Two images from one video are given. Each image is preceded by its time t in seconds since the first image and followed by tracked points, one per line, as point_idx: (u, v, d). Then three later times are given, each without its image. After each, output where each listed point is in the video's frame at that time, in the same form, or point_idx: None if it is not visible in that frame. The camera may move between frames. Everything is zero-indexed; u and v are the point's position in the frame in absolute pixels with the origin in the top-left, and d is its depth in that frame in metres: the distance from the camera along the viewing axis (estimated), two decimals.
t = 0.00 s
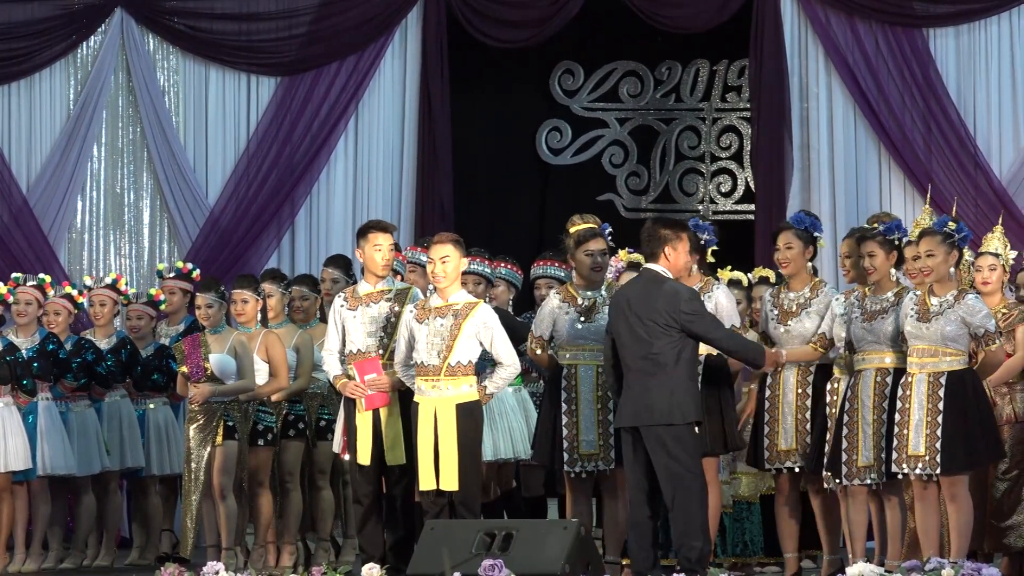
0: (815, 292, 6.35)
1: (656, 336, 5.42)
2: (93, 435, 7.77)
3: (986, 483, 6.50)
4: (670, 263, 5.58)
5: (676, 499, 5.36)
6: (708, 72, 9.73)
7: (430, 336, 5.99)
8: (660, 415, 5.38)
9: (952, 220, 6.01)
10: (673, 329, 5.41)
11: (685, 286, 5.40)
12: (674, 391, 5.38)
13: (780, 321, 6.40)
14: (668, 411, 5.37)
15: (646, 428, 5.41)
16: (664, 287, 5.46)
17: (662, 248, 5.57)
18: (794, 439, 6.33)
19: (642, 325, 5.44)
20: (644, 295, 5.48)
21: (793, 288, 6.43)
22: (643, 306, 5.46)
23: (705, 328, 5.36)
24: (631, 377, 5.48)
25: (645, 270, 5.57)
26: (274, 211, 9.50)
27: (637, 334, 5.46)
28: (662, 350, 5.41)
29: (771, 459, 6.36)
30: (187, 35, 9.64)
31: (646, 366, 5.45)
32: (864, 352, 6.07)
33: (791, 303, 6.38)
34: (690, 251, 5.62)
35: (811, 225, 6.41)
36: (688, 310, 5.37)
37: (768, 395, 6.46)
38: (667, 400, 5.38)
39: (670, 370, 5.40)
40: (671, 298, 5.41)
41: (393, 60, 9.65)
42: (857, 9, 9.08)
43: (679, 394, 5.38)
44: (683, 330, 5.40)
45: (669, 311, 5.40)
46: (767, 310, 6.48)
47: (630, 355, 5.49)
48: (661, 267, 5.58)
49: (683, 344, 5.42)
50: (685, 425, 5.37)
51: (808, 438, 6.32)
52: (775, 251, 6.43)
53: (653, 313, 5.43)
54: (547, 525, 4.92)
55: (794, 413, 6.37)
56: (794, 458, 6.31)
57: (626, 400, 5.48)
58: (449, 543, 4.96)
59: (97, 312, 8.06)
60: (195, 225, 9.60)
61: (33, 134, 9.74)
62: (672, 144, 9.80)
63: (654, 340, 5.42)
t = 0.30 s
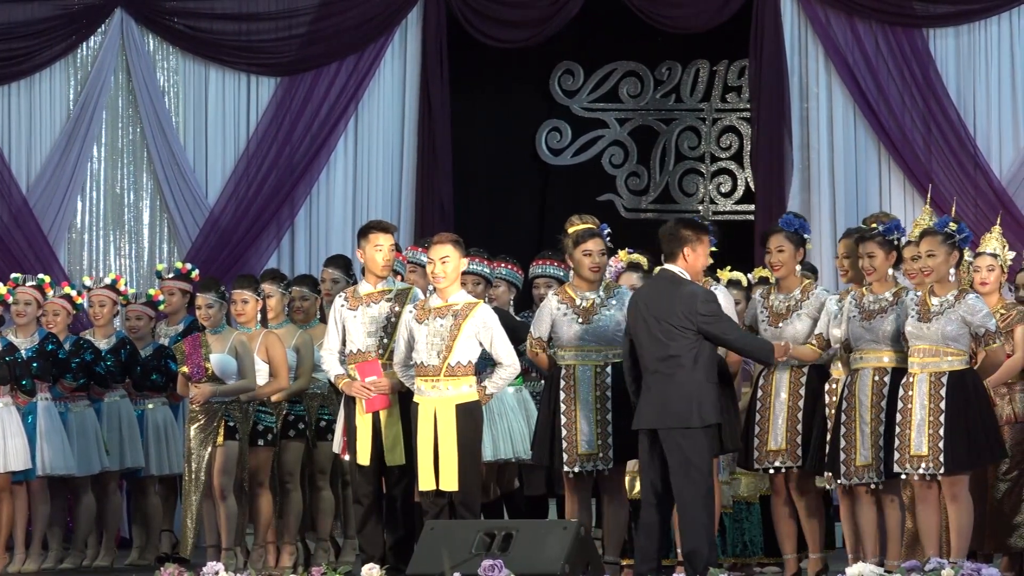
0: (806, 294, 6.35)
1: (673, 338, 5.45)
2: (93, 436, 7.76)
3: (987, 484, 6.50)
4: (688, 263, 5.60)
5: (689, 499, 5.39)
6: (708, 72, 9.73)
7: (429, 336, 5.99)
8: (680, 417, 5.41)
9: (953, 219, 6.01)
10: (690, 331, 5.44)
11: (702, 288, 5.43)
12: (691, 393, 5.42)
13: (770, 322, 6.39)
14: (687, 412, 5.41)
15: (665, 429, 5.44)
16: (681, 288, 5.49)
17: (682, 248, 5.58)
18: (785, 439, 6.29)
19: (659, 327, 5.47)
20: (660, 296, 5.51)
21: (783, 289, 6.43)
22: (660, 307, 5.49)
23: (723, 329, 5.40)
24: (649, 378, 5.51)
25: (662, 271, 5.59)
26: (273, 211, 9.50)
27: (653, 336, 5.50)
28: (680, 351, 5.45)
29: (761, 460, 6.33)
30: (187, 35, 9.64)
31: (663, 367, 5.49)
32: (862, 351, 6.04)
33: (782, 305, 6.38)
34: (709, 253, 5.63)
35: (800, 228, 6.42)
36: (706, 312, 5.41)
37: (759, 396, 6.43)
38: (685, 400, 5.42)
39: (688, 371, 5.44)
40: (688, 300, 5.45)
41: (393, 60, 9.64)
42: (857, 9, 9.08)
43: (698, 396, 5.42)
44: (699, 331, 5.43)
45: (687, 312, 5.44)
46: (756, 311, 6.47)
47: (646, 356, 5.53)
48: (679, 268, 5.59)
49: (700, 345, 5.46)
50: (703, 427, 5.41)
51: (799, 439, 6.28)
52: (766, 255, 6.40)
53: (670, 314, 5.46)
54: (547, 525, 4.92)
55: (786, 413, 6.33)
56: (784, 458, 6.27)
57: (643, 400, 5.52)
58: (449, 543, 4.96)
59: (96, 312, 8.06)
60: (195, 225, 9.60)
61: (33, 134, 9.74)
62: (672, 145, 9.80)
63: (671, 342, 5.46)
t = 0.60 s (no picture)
0: (805, 293, 6.35)
1: (691, 337, 5.47)
2: (92, 436, 7.75)
3: (986, 484, 6.50)
4: (710, 263, 5.59)
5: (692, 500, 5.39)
6: (707, 72, 9.73)
7: (429, 336, 5.99)
8: (694, 416, 5.43)
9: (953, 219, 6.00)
10: (707, 330, 5.46)
11: (723, 289, 5.43)
12: (706, 392, 5.43)
13: (768, 321, 6.40)
14: (701, 412, 5.43)
15: (679, 427, 5.46)
16: (700, 287, 5.50)
17: (705, 246, 5.58)
18: (783, 439, 6.29)
19: (677, 326, 5.48)
20: (680, 294, 5.52)
21: (782, 288, 6.43)
22: (680, 305, 5.50)
23: (740, 331, 5.42)
24: (664, 376, 5.53)
25: (684, 268, 5.59)
26: (273, 211, 9.50)
27: (671, 334, 5.52)
28: (697, 350, 5.46)
29: (761, 460, 6.33)
30: (187, 35, 9.64)
31: (679, 365, 5.50)
32: (857, 350, 6.05)
33: (781, 303, 6.38)
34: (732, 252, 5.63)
35: (798, 227, 6.38)
36: (724, 313, 5.42)
37: (757, 396, 6.43)
38: (700, 399, 5.43)
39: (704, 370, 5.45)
40: (707, 301, 5.45)
41: (392, 60, 9.64)
42: (857, 10, 9.08)
43: (713, 397, 5.43)
44: (716, 331, 5.45)
45: (706, 312, 5.45)
46: (755, 311, 6.49)
47: (663, 353, 5.54)
48: (701, 267, 5.59)
49: (716, 345, 5.47)
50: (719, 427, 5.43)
51: (798, 439, 6.29)
52: (764, 255, 6.41)
53: (689, 314, 5.47)
54: (547, 525, 4.92)
55: (784, 413, 6.33)
56: (783, 458, 6.27)
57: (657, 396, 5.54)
58: (449, 543, 4.96)
59: (96, 312, 8.06)
60: (195, 225, 9.60)
61: (32, 135, 9.74)
62: (671, 145, 9.80)
63: (688, 341, 5.47)
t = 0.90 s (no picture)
0: (805, 293, 6.36)
1: (698, 338, 5.47)
2: (92, 436, 7.76)
3: (986, 484, 6.50)
4: (716, 262, 5.61)
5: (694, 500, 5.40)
6: (707, 72, 9.73)
7: (428, 336, 5.99)
8: (702, 417, 5.43)
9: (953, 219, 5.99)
10: (715, 333, 5.46)
11: (730, 291, 5.43)
12: (715, 394, 5.43)
13: (768, 319, 6.40)
14: (709, 413, 5.43)
15: (688, 428, 5.46)
16: (710, 289, 5.49)
17: (708, 248, 5.60)
18: (782, 439, 6.31)
19: (684, 327, 5.49)
20: (689, 295, 5.51)
21: (782, 288, 6.43)
22: (688, 306, 5.50)
23: (747, 333, 5.41)
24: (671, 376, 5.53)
25: (692, 269, 5.60)
26: (273, 211, 9.50)
27: (678, 335, 5.52)
28: (704, 351, 5.46)
29: (760, 459, 6.33)
30: (187, 35, 9.64)
31: (687, 366, 5.50)
32: (855, 350, 6.05)
33: (780, 303, 6.39)
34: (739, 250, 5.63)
35: (801, 227, 6.35)
36: (732, 315, 5.42)
37: (755, 396, 6.41)
38: (709, 401, 5.43)
39: (711, 371, 5.45)
40: (714, 304, 5.45)
41: (392, 60, 9.64)
42: (857, 10, 9.08)
43: (721, 399, 5.43)
44: (724, 333, 5.45)
45: (713, 313, 5.45)
46: (754, 309, 6.47)
47: (670, 353, 5.55)
48: (707, 267, 5.60)
49: (724, 347, 5.47)
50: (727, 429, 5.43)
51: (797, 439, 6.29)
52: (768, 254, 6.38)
53: (696, 315, 5.47)
54: (546, 525, 4.92)
55: (783, 414, 6.34)
56: (782, 458, 6.30)
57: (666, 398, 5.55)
58: (449, 543, 4.96)
59: (96, 312, 8.06)
60: (195, 225, 9.60)
61: (32, 135, 9.74)
62: (671, 144, 9.80)
63: (695, 342, 5.48)
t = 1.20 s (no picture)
0: (806, 294, 6.36)
1: (697, 340, 5.48)
2: (92, 436, 7.75)
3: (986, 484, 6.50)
4: (717, 262, 5.61)
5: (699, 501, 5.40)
6: (707, 72, 9.74)
7: (428, 336, 5.99)
8: (705, 419, 5.43)
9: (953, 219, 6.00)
10: (715, 334, 5.46)
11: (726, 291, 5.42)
12: (718, 394, 5.42)
13: (770, 320, 6.38)
14: (711, 414, 5.42)
15: (692, 430, 5.47)
16: (708, 290, 5.49)
17: (708, 249, 5.60)
18: (784, 439, 6.30)
19: (684, 330, 5.50)
20: (688, 297, 5.52)
21: (782, 288, 6.43)
22: (687, 308, 5.51)
23: (747, 332, 5.39)
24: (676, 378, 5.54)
25: (692, 271, 5.60)
26: (273, 211, 9.50)
27: (680, 337, 5.53)
28: (704, 353, 5.47)
29: (761, 458, 6.31)
30: (187, 35, 9.64)
31: (691, 368, 5.51)
32: (856, 351, 6.05)
33: (781, 303, 6.37)
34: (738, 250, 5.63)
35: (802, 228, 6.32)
36: (728, 315, 5.41)
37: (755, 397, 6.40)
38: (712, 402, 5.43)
39: (714, 372, 5.45)
40: (711, 305, 5.45)
41: (393, 60, 9.64)
42: (857, 10, 9.08)
43: (725, 399, 5.42)
44: (723, 334, 5.44)
45: (711, 314, 5.44)
46: (754, 309, 6.45)
47: (675, 356, 5.56)
48: (706, 268, 5.60)
49: (725, 347, 5.47)
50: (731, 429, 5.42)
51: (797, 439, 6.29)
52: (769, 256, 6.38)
53: (695, 317, 5.48)
54: (547, 525, 4.92)
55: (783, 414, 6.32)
56: (783, 457, 6.27)
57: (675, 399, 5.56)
58: (450, 543, 4.96)
59: (96, 312, 8.07)
60: (195, 225, 9.60)
61: (32, 135, 9.75)
62: (671, 144, 9.80)
63: (695, 344, 5.48)
